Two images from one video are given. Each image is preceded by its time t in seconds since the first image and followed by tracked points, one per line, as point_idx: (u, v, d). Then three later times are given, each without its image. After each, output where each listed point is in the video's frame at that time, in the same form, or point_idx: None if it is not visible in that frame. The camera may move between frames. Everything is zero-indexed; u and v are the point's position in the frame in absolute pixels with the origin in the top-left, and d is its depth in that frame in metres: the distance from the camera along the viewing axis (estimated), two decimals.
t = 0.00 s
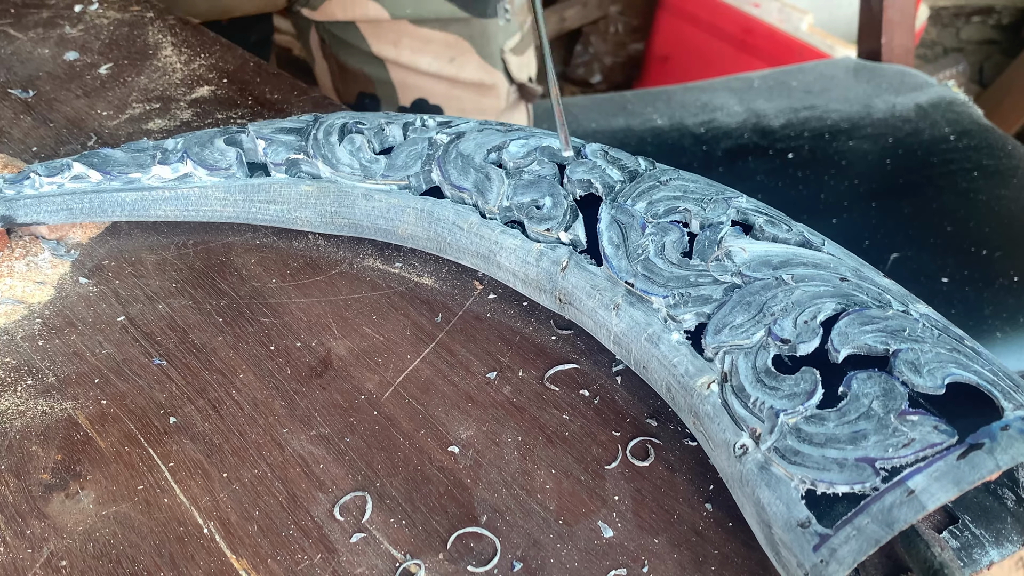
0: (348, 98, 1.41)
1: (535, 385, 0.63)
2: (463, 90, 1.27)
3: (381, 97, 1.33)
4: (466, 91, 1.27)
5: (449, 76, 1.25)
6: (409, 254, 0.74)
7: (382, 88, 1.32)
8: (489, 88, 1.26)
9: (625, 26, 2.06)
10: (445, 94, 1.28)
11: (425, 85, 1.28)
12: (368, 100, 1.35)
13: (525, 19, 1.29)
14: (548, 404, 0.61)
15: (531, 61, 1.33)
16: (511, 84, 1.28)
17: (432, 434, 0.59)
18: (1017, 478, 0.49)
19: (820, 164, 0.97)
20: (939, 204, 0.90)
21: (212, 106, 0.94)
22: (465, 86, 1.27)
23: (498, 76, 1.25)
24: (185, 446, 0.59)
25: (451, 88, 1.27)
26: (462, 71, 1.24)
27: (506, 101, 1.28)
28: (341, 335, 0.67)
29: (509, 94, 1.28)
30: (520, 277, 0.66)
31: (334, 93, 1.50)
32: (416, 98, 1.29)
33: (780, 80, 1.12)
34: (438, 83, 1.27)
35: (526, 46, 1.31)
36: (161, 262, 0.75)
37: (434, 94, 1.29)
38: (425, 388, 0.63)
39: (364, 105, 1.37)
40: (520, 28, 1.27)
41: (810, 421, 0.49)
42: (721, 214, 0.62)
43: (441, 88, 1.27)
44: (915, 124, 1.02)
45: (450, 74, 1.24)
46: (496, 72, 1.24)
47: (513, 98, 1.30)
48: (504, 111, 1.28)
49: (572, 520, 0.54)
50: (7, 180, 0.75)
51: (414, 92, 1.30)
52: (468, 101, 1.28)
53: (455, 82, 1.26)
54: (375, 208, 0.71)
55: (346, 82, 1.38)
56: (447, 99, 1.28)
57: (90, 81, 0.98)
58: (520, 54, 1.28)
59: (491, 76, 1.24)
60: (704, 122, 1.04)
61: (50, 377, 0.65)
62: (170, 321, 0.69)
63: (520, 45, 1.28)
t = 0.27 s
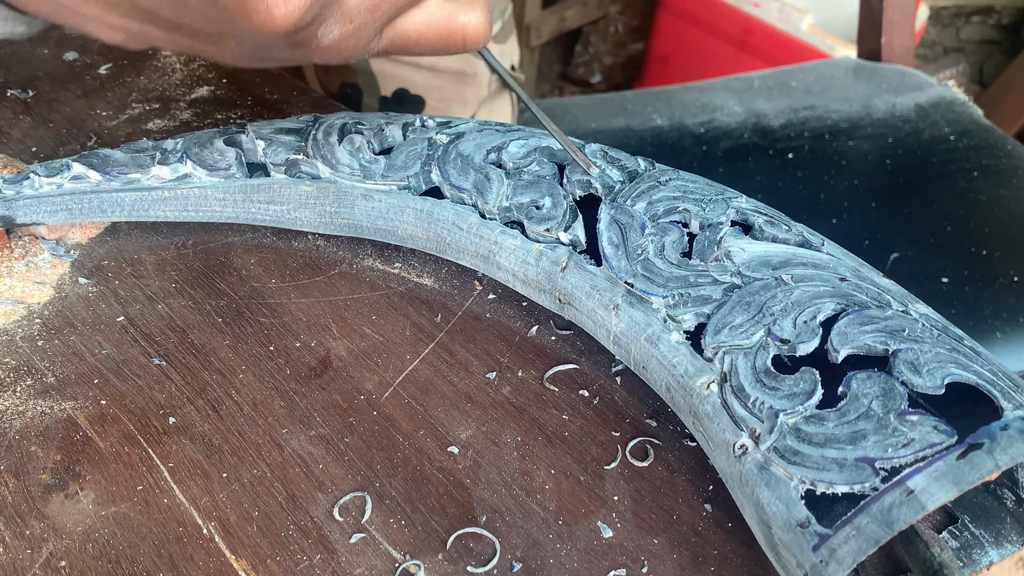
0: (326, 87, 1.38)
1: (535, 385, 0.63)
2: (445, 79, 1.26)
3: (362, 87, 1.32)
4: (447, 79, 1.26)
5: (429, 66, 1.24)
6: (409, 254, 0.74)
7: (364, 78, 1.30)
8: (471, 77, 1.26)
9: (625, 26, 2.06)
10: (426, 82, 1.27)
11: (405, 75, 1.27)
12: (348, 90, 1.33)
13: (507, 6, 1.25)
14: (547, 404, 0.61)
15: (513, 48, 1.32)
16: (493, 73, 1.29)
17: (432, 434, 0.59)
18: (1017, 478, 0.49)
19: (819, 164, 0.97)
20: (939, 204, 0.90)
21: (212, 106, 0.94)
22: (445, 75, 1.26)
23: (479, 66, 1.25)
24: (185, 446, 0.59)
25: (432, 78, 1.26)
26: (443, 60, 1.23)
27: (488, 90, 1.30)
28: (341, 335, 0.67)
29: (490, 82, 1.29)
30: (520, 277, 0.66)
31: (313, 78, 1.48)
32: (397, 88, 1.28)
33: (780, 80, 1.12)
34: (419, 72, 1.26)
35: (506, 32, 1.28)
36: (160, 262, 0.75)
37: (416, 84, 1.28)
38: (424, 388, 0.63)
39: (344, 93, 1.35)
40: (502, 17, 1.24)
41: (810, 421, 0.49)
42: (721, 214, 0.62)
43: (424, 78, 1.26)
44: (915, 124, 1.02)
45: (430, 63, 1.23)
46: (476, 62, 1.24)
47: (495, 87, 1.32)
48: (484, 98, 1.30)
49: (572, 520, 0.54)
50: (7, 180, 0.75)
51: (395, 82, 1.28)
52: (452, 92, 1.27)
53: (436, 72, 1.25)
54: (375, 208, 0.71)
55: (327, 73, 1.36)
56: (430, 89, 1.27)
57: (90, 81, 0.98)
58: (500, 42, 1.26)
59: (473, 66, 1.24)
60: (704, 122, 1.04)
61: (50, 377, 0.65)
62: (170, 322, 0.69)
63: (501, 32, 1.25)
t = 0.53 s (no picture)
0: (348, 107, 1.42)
1: (535, 385, 0.63)
2: (462, 105, 1.27)
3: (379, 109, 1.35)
4: (465, 105, 1.27)
5: (446, 90, 1.26)
6: (409, 254, 0.74)
7: (381, 100, 1.33)
8: (488, 104, 1.25)
9: (625, 26, 2.05)
10: (445, 108, 1.29)
11: (424, 99, 1.30)
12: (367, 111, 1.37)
13: (530, 36, 1.25)
14: (548, 404, 0.61)
15: (535, 78, 1.29)
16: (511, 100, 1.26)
17: (432, 434, 0.59)
18: (1017, 478, 0.49)
19: (820, 164, 0.97)
20: (939, 204, 0.90)
21: (212, 106, 0.94)
22: (465, 101, 1.27)
23: (497, 92, 1.24)
24: (185, 446, 0.59)
25: (449, 103, 1.28)
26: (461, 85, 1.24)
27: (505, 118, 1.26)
28: (341, 335, 0.67)
29: (510, 111, 1.25)
30: (520, 277, 0.66)
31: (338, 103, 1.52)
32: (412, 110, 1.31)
33: (780, 80, 1.12)
34: (435, 96, 1.29)
35: (530, 62, 1.28)
36: (160, 262, 0.75)
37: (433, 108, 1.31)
38: (425, 388, 0.63)
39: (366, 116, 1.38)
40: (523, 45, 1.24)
41: (810, 421, 0.49)
42: (721, 214, 0.62)
43: (438, 102, 1.29)
44: (915, 124, 1.02)
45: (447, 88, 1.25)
46: (495, 88, 1.23)
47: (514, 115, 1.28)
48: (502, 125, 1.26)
49: (572, 521, 0.54)
50: (7, 180, 0.75)
51: (411, 104, 1.32)
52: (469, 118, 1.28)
53: (453, 98, 1.27)
54: (375, 208, 0.71)
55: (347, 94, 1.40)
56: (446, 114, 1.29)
57: (90, 81, 0.98)
58: (522, 70, 1.25)
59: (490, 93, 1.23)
60: (704, 122, 1.04)
61: (50, 377, 0.65)
62: (170, 321, 0.69)
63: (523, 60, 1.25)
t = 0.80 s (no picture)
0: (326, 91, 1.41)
1: (535, 385, 0.63)
2: (431, 86, 1.27)
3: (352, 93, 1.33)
4: (433, 86, 1.27)
5: (416, 73, 1.25)
6: (409, 254, 0.74)
7: (352, 84, 1.31)
8: (457, 85, 1.28)
9: (626, 26, 2.04)
10: (415, 91, 1.29)
11: (396, 81, 1.28)
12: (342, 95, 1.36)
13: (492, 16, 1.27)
14: (547, 404, 0.61)
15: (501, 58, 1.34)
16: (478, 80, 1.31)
17: (432, 435, 0.59)
18: (1017, 478, 0.49)
19: (820, 164, 0.97)
20: (939, 204, 0.90)
21: (212, 106, 0.94)
22: (435, 83, 1.27)
23: (465, 72, 1.26)
24: (185, 447, 0.59)
25: (419, 85, 1.27)
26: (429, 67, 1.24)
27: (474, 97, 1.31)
28: (341, 335, 0.67)
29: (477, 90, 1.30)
30: (520, 277, 0.66)
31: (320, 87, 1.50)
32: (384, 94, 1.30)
33: (780, 80, 1.12)
34: (406, 78, 1.27)
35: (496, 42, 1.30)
36: (160, 262, 0.75)
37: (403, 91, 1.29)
38: (424, 388, 0.63)
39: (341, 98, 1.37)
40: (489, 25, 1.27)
41: (810, 421, 0.49)
42: (721, 214, 0.62)
43: (409, 85, 1.28)
44: (915, 124, 1.02)
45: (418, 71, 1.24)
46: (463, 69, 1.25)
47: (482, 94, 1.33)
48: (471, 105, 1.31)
49: (572, 521, 0.54)
50: (7, 180, 0.75)
51: (383, 88, 1.30)
52: (437, 99, 1.29)
53: (421, 79, 1.26)
54: (375, 208, 0.71)
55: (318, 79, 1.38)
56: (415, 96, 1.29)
57: (90, 81, 0.98)
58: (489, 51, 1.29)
59: (460, 74, 1.25)
60: (704, 122, 1.04)
61: (50, 377, 0.65)
62: (170, 322, 0.69)
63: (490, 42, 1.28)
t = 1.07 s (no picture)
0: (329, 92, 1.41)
1: (535, 385, 0.63)
2: (428, 86, 1.28)
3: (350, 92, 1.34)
4: (431, 85, 1.28)
5: (415, 72, 1.25)
6: (409, 254, 0.74)
7: (350, 83, 1.32)
8: (455, 84, 1.28)
9: (625, 26, 2.05)
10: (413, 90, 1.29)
11: (394, 81, 1.28)
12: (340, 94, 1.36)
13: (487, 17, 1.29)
14: (547, 404, 0.61)
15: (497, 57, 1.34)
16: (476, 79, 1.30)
17: (432, 434, 0.59)
18: (1017, 478, 0.49)
19: (820, 164, 0.97)
20: (939, 204, 0.90)
21: (212, 106, 0.94)
22: (432, 82, 1.28)
23: (462, 72, 1.26)
24: (185, 446, 0.59)
25: (417, 84, 1.28)
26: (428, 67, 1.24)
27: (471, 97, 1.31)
28: (341, 335, 0.67)
29: (474, 89, 1.30)
30: (520, 277, 0.66)
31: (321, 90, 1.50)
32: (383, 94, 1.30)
33: (780, 80, 1.12)
34: (404, 78, 1.28)
35: (490, 42, 1.31)
36: (160, 262, 0.75)
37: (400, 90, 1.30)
38: (425, 388, 0.63)
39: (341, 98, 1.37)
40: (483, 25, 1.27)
41: (810, 421, 0.49)
42: (721, 214, 0.62)
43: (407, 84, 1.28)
44: (915, 124, 1.02)
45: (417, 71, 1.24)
46: (461, 68, 1.26)
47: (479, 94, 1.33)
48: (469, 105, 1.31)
49: (572, 520, 0.54)
50: (7, 180, 0.75)
51: (380, 87, 1.30)
52: (434, 97, 1.29)
53: (419, 78, 1.27)
54: (375, 208, 0.71)
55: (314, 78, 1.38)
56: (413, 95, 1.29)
57: (90, 81, 0.98)
58: (483, 50, 1.29)
59: (457, 74, 1.26)
60: (704, 122, 1.04)
61: (50, 377, 0.65)
62: (170, 321, 0.69)
63: (483, 41, 1.29)
